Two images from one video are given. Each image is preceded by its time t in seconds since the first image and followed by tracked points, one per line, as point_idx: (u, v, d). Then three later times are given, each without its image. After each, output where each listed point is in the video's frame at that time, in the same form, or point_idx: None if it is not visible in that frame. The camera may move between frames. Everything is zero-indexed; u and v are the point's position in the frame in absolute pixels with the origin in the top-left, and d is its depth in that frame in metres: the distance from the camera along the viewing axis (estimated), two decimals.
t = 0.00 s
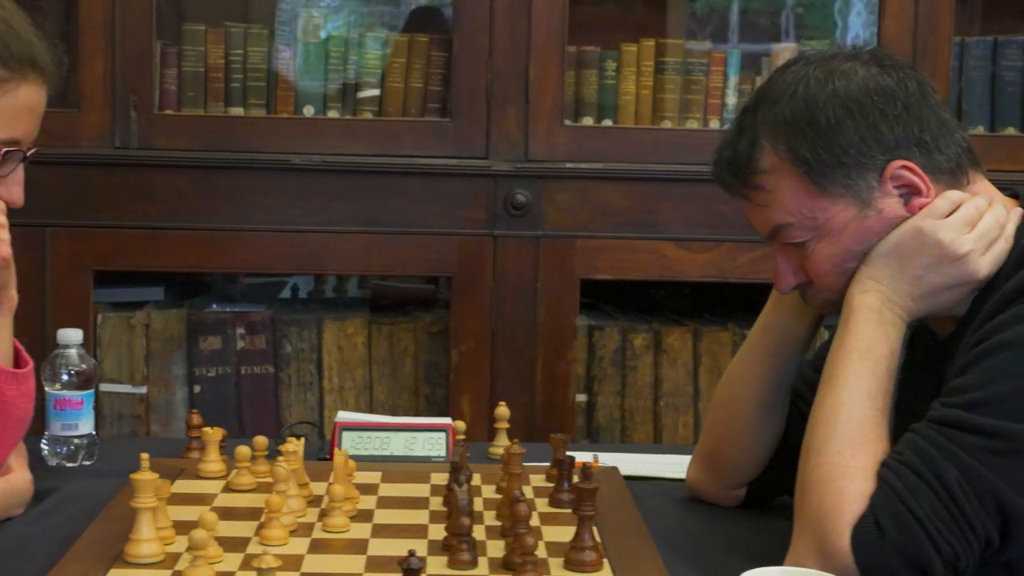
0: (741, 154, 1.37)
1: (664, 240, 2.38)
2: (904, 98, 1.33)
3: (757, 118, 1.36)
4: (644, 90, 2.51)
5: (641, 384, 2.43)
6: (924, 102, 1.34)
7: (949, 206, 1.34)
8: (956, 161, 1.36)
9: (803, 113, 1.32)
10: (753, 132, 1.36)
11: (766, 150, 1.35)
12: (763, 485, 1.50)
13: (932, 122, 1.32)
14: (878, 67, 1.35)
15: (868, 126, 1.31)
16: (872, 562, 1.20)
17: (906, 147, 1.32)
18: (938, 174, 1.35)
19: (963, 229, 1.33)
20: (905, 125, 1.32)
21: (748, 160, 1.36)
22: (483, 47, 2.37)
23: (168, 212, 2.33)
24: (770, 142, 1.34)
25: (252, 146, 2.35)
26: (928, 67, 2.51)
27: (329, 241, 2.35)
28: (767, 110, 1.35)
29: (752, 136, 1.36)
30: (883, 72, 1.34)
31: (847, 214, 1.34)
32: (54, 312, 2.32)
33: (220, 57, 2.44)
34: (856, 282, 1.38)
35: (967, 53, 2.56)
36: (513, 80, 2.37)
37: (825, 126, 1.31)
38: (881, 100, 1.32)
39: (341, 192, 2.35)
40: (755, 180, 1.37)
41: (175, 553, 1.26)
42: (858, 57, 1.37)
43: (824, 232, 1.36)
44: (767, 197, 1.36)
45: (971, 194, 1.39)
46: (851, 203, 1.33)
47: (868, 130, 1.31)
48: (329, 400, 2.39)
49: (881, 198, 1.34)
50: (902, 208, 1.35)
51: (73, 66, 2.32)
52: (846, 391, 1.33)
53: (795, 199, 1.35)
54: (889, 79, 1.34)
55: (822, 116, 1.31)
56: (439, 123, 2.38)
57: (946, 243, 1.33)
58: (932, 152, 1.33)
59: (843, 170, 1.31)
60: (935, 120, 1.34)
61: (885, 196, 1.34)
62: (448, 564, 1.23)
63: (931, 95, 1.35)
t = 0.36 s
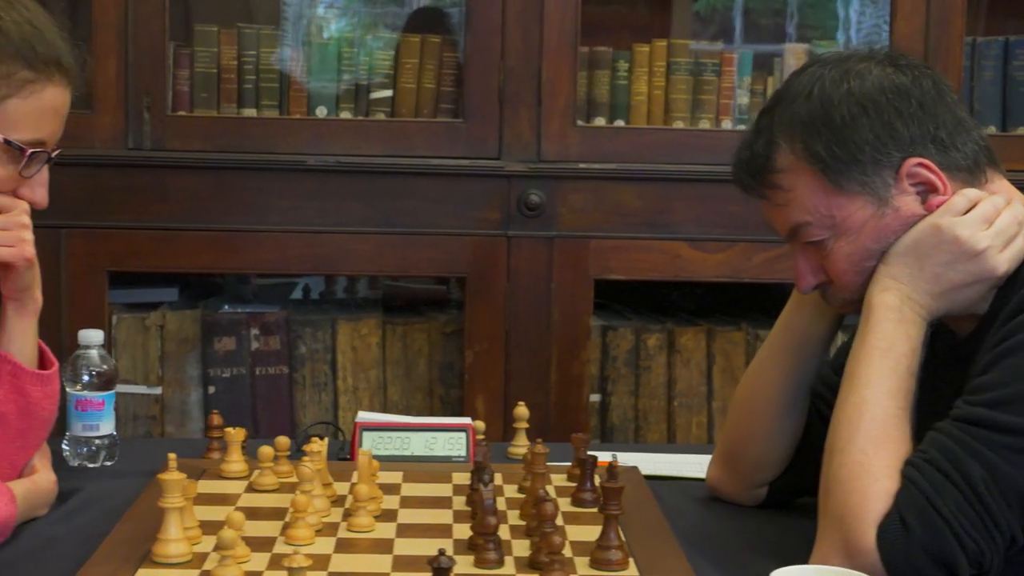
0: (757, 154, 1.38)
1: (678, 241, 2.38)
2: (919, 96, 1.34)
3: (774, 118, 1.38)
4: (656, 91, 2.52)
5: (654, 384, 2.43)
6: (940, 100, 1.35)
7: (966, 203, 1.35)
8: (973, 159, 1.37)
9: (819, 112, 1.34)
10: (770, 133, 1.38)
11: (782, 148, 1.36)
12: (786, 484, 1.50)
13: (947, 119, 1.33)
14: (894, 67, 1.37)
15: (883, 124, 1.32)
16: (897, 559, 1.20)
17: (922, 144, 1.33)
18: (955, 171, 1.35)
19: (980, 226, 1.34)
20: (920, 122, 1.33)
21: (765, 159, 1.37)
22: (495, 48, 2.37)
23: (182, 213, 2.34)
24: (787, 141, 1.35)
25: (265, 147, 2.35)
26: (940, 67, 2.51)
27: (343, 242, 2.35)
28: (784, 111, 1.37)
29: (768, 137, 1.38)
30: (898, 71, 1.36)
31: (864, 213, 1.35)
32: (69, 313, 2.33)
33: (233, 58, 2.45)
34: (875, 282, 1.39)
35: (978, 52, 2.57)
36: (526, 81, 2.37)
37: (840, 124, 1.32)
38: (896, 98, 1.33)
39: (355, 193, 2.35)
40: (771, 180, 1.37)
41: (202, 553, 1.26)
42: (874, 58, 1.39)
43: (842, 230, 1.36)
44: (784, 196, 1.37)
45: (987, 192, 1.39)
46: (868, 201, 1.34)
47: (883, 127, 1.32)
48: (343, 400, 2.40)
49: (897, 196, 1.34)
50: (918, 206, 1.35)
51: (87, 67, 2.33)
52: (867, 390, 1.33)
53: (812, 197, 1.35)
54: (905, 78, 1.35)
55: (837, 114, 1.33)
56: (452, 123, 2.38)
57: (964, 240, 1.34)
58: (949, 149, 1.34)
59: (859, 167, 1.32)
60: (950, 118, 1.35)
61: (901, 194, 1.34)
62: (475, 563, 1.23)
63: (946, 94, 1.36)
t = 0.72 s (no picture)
0: (777, 152, 1.39)
1: (690, 241, 2.38)
2: (938, 95, 1.34)
3: (793, 116, 1.38)
4: (668, 91, 2.52)
5: (667, 384, 2.44)
6: (958, 99, 1.36)
7: (983, 202, 1.35)
8: (991, 158, 1.37)
9: (838, 110, 1.34)
10: (789, 130, 1.38)
11: (801, 145, 1.36)
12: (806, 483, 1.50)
13: (966, 118, 1.33)
14: (914, 66, 1.37)
15: (901, 121, 1.32)
16: (921, 557, 1.20)
17: (940, 142, 1.33)
18: (974, 170, 1.36)
19: (998, 224, 1.34)
20: (938, 120, 1.33)
21: (784, 157, 1.38)
22: (507, 48, 2.37)
23: (195, 213, 2.34)
24: (805, 138, 1.36)
25: (278, 147, 2.35)
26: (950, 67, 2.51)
27: (356, 242, 2.35)
28: (803, 108, 1.37)
29: (788, 134, 1.38)
30: (918, 70, 1.36)
31: (883, 211, 1.35)
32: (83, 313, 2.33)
33: (245, 59, 2.45)
34: (896, 280, 1.39)
35: (989, 53, 2.57)
36: (538, 81, 2.38)
37: (858, 122, 1.33)
38: (914, 96, 1.34)
39: (368, 193, 2.36)
40: (791, 177, 1.38)
41: (228, 552, 1.26)
42: (894, 57, 1.39)
43: (860, 227, 1.36)
44: (803, 193, 1.37)
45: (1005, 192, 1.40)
46: (886, 198, 1.34)
47: (902, 125, 1.32)
48: (357, 400, 2.40)
49: (915, 195, 1.35)
50: (936, 205, 1.36)
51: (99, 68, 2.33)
52: (888, 387, 1.33)
53: (831, 194, 1.36)
54: (924, 77, 1.35)
55: (855, 111, 1.33)
56: (464, 123, 2.39)
57: (981, 238, 1.34)
58: (967, 148, 1.34)
59: (877, 164, 1.32)
60: (969, 116, 1.35)
61: (920, 193, 1.35)
62: (501, 562, 1.24)
63: (965, 92, 1.37)
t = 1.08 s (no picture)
0: (797, 147, 1.40)
1: (701, 239, 2.39)
2: (956, 92, 1.35)
3: (813, 112, 1.39)
4: (677, 90, 2.52)
5: (678, 382, 2.45)
6: (978, 96, 1.36)
7: (1001, 200, 1.36)
8: (1010, 155, 1.37)
9: (857, 106, 1.35)
10: (809, 126, 1.40)
11: (820, 141, 1.38)
12: (826, 480, 1.51)
13: (984, 115, 1.33)
14: (933, 63, 1.38)
15: (919, 118, 1.33)
16: (946, 553, 1.20)
17: (957, 139, 1.34)
18: (991, 167, 1.36)
19: (1015, 221, 1.34)
20: (957, 117, 1.34)
21: (803, 152, 1.39)
22: (517, 47, 2.38)
23: (207, 213, 2.34)
24: (824, 133, 1.37)
25: (289, 147, 2.36)
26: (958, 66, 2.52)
27: (369, 242, 2.36)
28: (823, 104, 1.39)
29: (807, 129, 1.39)
30: (937, 67, 1.37)
31: (900, 207, 1.36)
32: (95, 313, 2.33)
33: (254, 59, 2.46)
34: (914, 278, 1.40)
35: (996, 52, 2.58)
36: (548, 80, 2.38)
37: (876, 118, 1.34)
38: (933, 93, 1.34)
39: (380, 193, 2.36)
40: (810, 172, 1.39)
41: (255, 551, 1.27)
42: (914, 54, 1.40)
43: (878, 223, 1.37)
44: (822, 188, 1.38)
45: None
46: (903, 195, 1.35)
47: (919, 121, 1.33)
48: (368, 399, 2.41)
49: (932, 192, 1.35)
50: (953, 203, 1.36)
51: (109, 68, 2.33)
52: (908, 383, 1.34)
53: (848, 190, 1.37)
54: (943, 74, 1.36)
55: (873, 108, 1.34)
56: (474, 123, 2.39)
57: (999, 235, 1.34)
58: (986, 145, 1.35)
59: (895, 160, 1.34)
60: (988, 113, 1.35)
61: (937, 189, 1.35)
62: (526, 560, 1.24)
63: (984, 90, 1.37)
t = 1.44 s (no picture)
0: (818, 142, 1.42)
1: (713, 238, 2.39)
2: (977, 88, 1.36)
3: (834, 107, 1.41)
4: (687, 89, 2.53)
5: (690, 381, 2.46)
6: (998, 93, 1.37)
7: (1019, 197, 1.35)
8: None
9: (876, 101, 1.37)
10: (830, 121, 1.41)
11: (840, 136, 1.39)
12: (848, 479, 1.51)
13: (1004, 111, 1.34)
14: (955, 60, 1.39)
15: (938, 113, 1.34)
16: (972, 549, 1.20)
17: (977, 134, 1.34)
18: (1010, 165, 1.36)
19: None
20: (976, 113, 1.34)
21: (824, 147, 1.41)
22: (528, 47, 2.38)
23: (220, 213, 2.34)
24: (845, 128, 1.39)
25: (302, 147, 2.36)
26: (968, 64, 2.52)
27: (382, 241, 2.36)
28: (844, 100, 1.40)
29: (829, 125, 1.41)
30: (958, 64, 1.38)
31: (919, 202, 1.36)
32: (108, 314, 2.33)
33: (266, 59, 2.46)
34: (932, 276, 1.39)
35: (1006, 49, 2.58)
36: (559, 80, 2.39)
37: (896, 113, 1.35)
38: (953, 89, 1.35)
39: (392, 192, 2.36)
40: (831, 166, 1.41)
41: (282, 550, 1.27)
42: (936, 51, 1.41)
43: (898, 218, 1.38)
44: (842, 182, 1.40)
45: None
46: (923, 189, 1.35)
47: (938, 116, 1.34)
48: (381, 398, 2.41)
49: (951, 188, 1.36)
50: (971, 201, 1.37)
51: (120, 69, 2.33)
52: (929, 380, 1.34)
53: (868, 184, 1.37)
54: (963, 70, 1.37)
55: (894, 103, 1.35)
56: (485, 122, 2.39)
57: (1016, 233, 1.34)
58: (1006, 141, 1.35)
59: (914, 155, 1.34)
60: (1008, 110, 1.36)
61: (956, 186, 1.36)
62: (553, 557, 1.25)
63: (1006, 87, 1.38)
